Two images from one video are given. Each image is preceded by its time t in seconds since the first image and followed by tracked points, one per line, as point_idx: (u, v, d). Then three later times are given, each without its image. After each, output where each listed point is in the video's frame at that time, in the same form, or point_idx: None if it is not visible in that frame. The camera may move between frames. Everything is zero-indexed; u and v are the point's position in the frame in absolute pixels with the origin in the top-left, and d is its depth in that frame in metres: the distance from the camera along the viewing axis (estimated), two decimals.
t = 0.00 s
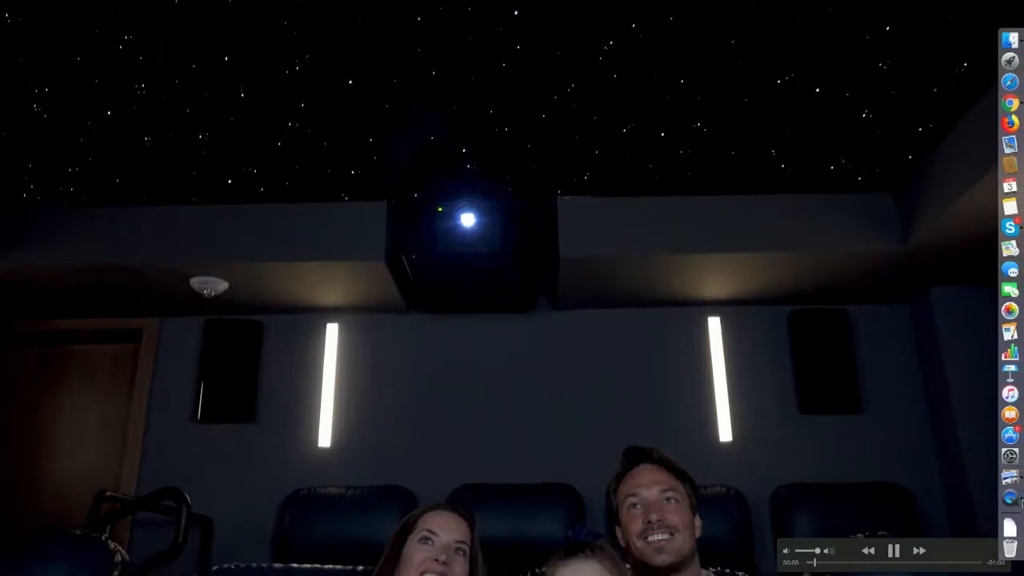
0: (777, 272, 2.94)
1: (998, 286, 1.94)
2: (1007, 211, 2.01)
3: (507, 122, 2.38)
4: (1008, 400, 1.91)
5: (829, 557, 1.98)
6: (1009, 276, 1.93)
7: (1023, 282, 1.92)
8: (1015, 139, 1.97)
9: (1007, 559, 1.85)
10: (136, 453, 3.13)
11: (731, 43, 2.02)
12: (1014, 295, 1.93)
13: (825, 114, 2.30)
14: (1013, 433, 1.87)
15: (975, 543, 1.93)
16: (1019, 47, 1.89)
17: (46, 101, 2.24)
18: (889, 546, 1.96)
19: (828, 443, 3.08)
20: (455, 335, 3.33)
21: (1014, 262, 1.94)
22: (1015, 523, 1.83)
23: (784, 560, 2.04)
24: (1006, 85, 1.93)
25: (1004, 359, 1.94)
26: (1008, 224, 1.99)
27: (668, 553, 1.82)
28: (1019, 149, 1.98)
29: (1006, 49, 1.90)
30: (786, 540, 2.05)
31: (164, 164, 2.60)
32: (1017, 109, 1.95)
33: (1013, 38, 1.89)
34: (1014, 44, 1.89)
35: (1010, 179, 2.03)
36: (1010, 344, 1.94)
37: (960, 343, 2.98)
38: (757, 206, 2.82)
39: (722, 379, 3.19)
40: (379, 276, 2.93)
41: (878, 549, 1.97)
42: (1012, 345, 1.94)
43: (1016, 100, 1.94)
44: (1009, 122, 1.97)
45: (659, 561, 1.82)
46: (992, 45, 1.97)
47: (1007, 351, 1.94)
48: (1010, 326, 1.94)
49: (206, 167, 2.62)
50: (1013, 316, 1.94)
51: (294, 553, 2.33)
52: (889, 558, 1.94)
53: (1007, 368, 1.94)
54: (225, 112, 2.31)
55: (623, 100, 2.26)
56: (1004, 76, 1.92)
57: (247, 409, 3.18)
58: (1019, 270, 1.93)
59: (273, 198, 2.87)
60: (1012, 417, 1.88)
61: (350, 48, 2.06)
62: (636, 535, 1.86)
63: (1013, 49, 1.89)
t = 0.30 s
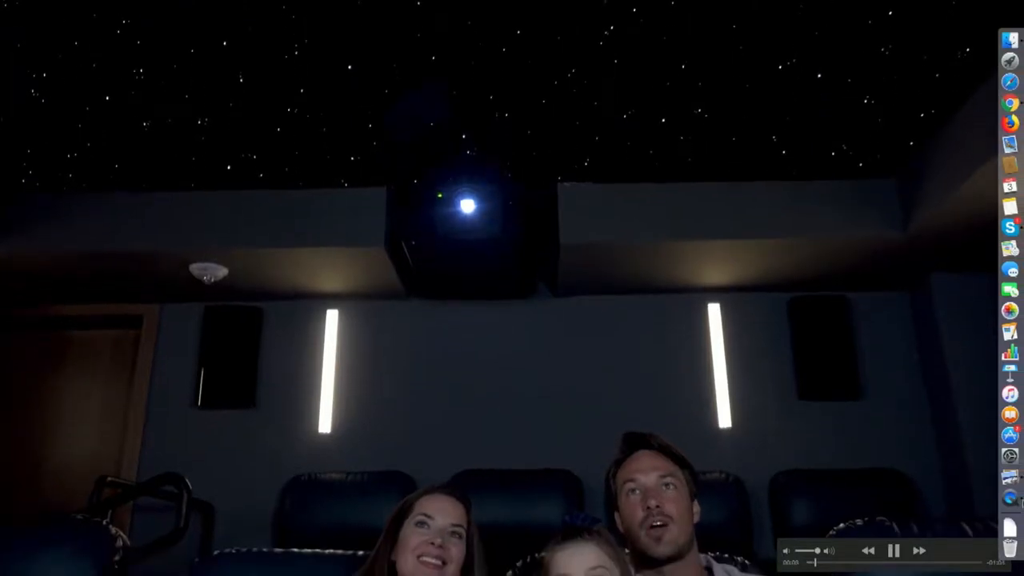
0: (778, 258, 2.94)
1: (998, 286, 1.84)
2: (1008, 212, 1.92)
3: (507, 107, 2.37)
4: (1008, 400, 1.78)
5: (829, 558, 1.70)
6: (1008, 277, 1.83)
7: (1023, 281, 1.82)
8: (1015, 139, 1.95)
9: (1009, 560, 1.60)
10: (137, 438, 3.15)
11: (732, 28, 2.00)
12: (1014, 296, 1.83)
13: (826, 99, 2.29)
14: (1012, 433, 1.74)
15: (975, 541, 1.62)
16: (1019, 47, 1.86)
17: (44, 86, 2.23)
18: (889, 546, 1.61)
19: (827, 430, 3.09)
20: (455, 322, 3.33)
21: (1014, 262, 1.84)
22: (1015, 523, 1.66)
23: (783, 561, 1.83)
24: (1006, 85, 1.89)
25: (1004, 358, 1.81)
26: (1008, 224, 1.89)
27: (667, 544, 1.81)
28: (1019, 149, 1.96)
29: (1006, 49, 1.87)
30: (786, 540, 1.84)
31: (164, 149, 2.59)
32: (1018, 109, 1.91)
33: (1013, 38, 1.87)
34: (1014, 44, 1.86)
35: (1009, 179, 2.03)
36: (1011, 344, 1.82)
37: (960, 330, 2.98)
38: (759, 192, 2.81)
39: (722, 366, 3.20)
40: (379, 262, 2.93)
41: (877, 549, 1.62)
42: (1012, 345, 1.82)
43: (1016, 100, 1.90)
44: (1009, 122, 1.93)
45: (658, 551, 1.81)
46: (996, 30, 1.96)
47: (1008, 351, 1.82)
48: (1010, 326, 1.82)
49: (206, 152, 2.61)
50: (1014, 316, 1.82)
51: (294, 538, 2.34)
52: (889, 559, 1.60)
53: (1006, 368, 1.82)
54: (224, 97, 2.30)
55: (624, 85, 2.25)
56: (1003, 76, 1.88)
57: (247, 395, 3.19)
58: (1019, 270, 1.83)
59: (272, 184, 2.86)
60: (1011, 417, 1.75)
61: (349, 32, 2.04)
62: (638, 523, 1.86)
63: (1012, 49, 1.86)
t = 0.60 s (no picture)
0: (778, 246, 2.93)
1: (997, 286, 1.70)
2: (1006, 212, 1.81)
3: (507, 93, 2.36)
4: (1007, 399, 1.64)
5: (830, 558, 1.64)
6: (1009, 276, 1.69)
7: None
8: (1014, 139, 1.81)
9: (1008, 561, 1.57)
10: (138, 424, 3.16)
11: (733, 14, 1.98)
12: (1014, 296, 1.69)
13: (828, 86, 2.27)
14: (1013, 433, 1.61)
15: (974, 541, 1.60)
16: (1019, 46, 1.78)
17: (41, 72, 2.22)
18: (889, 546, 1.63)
19: (826, 417, 3.10)
20: (454, 309, 3.33)
21: (1014, 262, 1.70)
22: (1015, 523, 1.56)
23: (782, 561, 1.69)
24: (1006, 85, 1.80)
25: (1003, 358, 1.67)
26: (1007, 224, 1.75)
27: (666, 532, 1.83)
28: (1019, 149, 1.80)
29: (1006, 49, 1.80)
30: (785, 539, 1.69)
31: (163, 136, 2.58)
32: (1017, 109, 1.79)
33: (1013, 38, 1.78)
34: (1014, 44, 1.79)
35: (1010, 180, 1.84)
36: (1011, 344, 1.68)
37: (960, 317, 2.99)
38: (760, 180, 2.79)
39: (722, 353, 3.20)
40: (379, 249, 2.93)
41: (877, 548, 1.63)
42: (1012, 344, 1.68)
43: (1016, 100, 1.78)
44: (1009, 122, 1.80)
45: (656, 541, 1.82)
46: (999, 16, 1.94)
47: (1007, 351, 1.68)
48: (1009, 326, 1.68)
49: (205, 139, 2.60)
50: (1013, 316, 1.68)
51: (293, 524, 2.36)
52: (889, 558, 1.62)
53: (1005, 368, 1.67)
54: (222, 84, 2.28)
55: (625, 72, 2.23)
56: (1003, 75, 1.79)
57: (247, 382, 3.21)
58: (1020, 270, 1.70)
59: (272, 171, 2.85)
60: (1011, 417, 1.61)
61: (347, 18, 2.03)
62: (634, 515, 1.84)
63: (1012, 48, 1.79)
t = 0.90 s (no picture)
0: (778, 235, 2.93)
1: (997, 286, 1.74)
2: (1007, 212, 1.84)
3: (507, 82, 2.35)
4: (1007, 399, 1.69)
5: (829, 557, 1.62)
6: (1009, 277, 1.74)
7: None
8: (1015, 139, 1.86)
9: (1007, 560, 1.55)
10: (139, 413, 3.17)
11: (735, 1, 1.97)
12: (1014, 296, 1.73)
13: (829, 74, 2.26)
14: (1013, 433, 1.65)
15: (974, 541, 1.58)
16: (1019, 47, 1.83)
17: (40, 59, 2.20)
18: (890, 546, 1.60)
19: (825, 405, 3.11)
20: (454, 299, 3.33)
21: (1014, 262, 1.75)
22: (1014, 523, 1.57)
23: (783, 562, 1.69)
24: (1006, 85, 1.85)
25: (1003, 359, 1.72)
26: (1007, 224, 1.80)
27: (663, 524, 1.81)
28: (1019, 149, 1.85)
29: (1006, 49, 1.84)
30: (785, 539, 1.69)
31: (161, 124, 2.56)
32: (1018, 109, 1.86)
33: (1013, 38, 1.83)
34: (1014, 44, 1.83)
35: (1010, 180, 1.88)
36: (1010, 344, 1.73)
37: (960, 307, 2.98)
38: (761, 169, 2.78)
39: (721, 342, 3.21)
40: (379, 238, 2.93)
41: (877, 548, 1.60)
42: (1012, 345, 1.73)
43: (1017, 100, 1.84)
44: (1009, 122, 1.86)
45: (654, 532, 1.82)
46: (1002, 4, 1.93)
47: (1007, 351, 1.72)
48: (1010, 326, 1.73)
49: (205, 127, 2.59)
50: (1014, 316, 1.73)
51: (294, 512, 2.37)
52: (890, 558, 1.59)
53: (1006, 368, 1.72)
54: (221, 72, 2.27)
55: (625, 60, 2.22)
56: (1003, 76, 1.85)
57: (247, 371, 3.21)
58: (1020, 270, 1.74)
59: (271, 159, 2.84)
60: (1011, 417, 1.66)
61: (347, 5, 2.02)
62: (631, 506, 1.84)
63: (1013, 48, 1.83)
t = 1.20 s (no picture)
0: (778, 223, 2.92)
1: (999, 286, 1.90)
2: (1007, 211, 1.99)
3: (507, 69, 2.33)
4: (1008, 400, 1.86)
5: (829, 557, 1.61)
6: (1009, 277, 1.89)
7: None
8: (1015, 139, 1.98)
9: (1007, 560, 1.57)
10: (139, 400, 3.18)
11: None
12: (1014, 296, 1.89)
13: (831, 61, 2.25)
14: (1013, 434, 1.81)
15: (974, 541, 1.58)
16: (1018, 47, 1.95)
17: (37, 45, 2.19)
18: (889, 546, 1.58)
19: (825, 393, 3.12)
20: (453, 287, 3.32)
21: (1014, 262, 1.90)
22: (1015, 523, 1.64)
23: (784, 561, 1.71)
24: (1006, 85, 1.96)
25: (1005, 359, 1.89)
26: (1008, 224, 1.97)
27: (660, 513, 1.79)
28: (1019, 149, 1.98)
29: (1007, 49, 1.96)
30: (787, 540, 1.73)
31: (160, 111, 2.55)
32: (1018, 109, 1.96)
33: (1013, 38, 1.96)
34: (1014, 44, 1.96)
35: (1010, 179, 2.01)
36: (1010, 344, 1.90)
37: (960, 295, 2.98)
38: (761, 156, 2.77)
39: (721, 330, 3.21)
40: (379, 226, 2.92)
41: (877, 548, 1.59)
42: (1012, 345, 1.90)
43: (1016, 100, 1.96)
44: (1009, 123, 1.98)
45: (652, 521, 1.80)
46: None
47: (1008, 351, 1.89)
48: (1010, 326, 1.89)
49: (203, 114, 2.57)
50: (1014, 316, 1.90)
51: (295, 498, 2.38)
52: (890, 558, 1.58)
53: (1007, 368, 1.89)
54: (220, 58, 2.26)
55: (626, 46, 2.21)
56: (1004, 75, 1.96)
57: (247, 358, 3.22)
58: (1020, 270, 1.89)
59: (270, 146, 2.82)
60: (1012, 417, 1.82)
61: None
62: (630, 495, 1.83)
63: (1013, 49, 1.95)
